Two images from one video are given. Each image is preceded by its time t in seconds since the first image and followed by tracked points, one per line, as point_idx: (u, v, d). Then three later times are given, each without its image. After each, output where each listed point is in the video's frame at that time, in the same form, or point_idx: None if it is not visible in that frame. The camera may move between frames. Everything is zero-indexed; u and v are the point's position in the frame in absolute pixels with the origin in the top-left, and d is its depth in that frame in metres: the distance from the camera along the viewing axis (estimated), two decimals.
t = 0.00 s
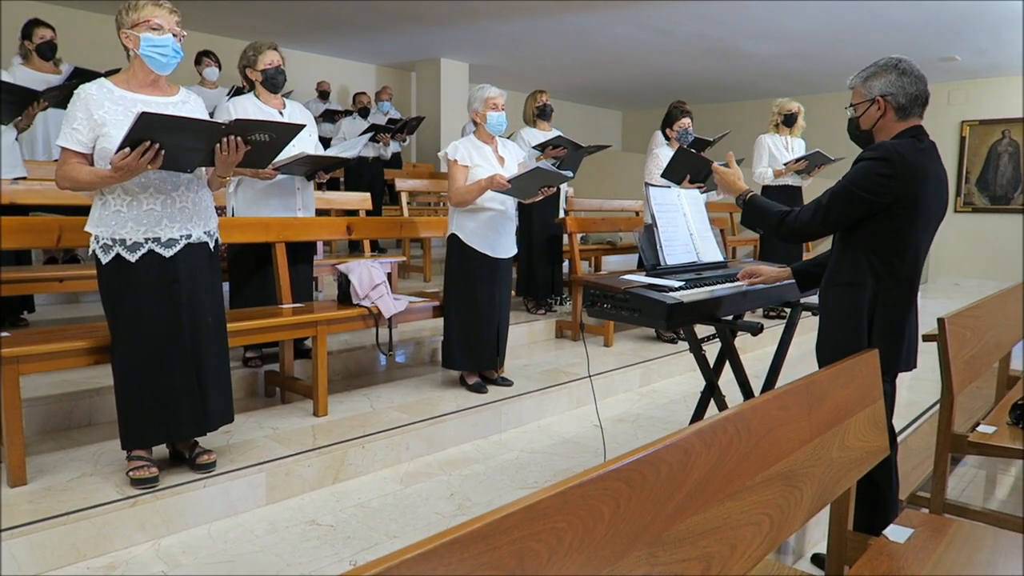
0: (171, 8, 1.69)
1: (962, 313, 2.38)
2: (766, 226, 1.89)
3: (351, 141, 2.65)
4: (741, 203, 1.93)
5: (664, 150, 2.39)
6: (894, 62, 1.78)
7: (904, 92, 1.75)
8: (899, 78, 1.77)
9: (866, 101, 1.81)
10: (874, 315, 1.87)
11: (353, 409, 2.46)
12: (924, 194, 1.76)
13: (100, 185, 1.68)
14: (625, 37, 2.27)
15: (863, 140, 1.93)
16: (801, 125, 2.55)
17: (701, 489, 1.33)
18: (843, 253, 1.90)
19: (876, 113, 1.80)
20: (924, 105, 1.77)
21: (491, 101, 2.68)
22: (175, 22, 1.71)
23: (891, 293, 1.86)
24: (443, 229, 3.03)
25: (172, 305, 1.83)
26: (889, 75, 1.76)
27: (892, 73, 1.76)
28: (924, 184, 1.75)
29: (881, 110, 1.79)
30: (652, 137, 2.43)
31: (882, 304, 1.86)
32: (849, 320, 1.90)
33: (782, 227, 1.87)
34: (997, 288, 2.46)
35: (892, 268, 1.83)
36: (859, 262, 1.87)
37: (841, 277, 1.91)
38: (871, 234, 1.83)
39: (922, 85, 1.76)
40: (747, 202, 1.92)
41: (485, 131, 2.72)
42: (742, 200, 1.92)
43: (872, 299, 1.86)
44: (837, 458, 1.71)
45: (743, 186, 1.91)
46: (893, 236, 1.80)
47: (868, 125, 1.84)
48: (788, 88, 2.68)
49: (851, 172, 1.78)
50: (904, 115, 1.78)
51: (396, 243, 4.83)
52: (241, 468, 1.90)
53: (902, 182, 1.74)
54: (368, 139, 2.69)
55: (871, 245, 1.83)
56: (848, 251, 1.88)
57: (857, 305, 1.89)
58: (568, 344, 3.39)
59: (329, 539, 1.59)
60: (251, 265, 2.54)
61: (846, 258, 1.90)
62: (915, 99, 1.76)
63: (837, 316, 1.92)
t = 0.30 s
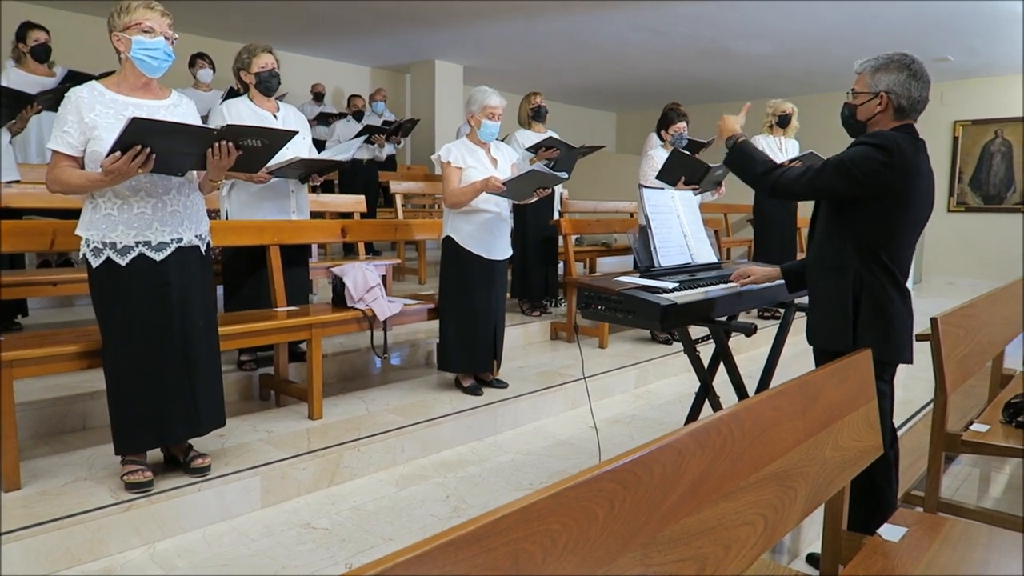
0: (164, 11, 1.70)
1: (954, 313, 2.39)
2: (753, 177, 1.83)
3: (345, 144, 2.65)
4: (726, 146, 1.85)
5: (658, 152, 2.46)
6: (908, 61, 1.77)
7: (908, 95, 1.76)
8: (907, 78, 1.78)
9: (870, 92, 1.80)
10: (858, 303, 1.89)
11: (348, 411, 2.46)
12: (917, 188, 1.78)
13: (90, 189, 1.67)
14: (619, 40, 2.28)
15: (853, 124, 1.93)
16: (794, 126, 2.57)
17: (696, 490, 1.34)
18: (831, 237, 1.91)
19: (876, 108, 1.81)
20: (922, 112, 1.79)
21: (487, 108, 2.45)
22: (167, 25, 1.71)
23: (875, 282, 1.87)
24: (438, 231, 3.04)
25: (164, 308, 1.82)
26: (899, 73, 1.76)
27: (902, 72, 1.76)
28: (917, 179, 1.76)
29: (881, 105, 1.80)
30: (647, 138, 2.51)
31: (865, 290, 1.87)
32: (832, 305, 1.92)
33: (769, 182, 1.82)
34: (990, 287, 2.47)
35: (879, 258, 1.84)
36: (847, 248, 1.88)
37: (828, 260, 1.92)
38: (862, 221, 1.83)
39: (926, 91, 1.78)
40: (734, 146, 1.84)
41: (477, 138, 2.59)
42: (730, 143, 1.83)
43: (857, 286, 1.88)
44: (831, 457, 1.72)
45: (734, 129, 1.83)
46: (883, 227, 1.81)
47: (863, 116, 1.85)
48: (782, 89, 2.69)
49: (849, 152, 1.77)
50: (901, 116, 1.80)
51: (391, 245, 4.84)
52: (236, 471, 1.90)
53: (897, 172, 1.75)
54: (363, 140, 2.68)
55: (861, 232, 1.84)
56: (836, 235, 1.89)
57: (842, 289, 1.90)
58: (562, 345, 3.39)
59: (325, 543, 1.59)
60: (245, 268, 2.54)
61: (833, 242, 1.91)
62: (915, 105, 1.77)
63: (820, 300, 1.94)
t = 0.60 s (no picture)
0: (146, 13, 1.69)
1: (939, 314, 2.41)
2: (746, 165, 1.83)
3: (333, 147, 2.64)
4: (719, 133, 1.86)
5: (648, 155, 2.47)
6: (885, 65, 1.80)
7: (891, 98, 1.78)
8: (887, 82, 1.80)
9: (853, 100, 1.83)
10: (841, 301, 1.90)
11: (337, 416, 2.46)
12: (904, 190, 1.80)
13: (72, 194, 1.64)
14: (605, 44, 2.29)
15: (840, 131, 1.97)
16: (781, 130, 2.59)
17: (683, 491, 1.34)
18: (815, 233, 1.92)
19: (861, 114, 1.83)
20: (906, 113, 1.81)
21: (476, 113, 2.58)
22: (149, 28, 1.71)
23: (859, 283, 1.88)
24: (426, 234, 3.04)
25: (147, 313, 1.82)
26: (879, 78, 1.78)
27: (882, 76, 1.79)
28: (905, 181, 1.78)
29: (866, 111, 1.82)
30: (637, 142, 2.51)
31: (850, 290, 1.89)
32: (814, 300, 1.94)
33: (760, 173, 1.83)
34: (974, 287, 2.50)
35: (865, 258, 1.86)
36: (833, 247, 1.89)
37: (814, 258, 1.93)
38: (848, 219, 1.85)
39: (908, 93, 1.80)
40: (727, 132, 1.85)
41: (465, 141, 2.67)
42: (723, 128, 1.85)
43: (839, 284, 1.89)
44: (817, 458, 1.73)
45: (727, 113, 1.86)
46: (870, 226, 1.82)
47: (851, 124, 1.87)
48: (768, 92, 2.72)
49: (840, 150, 1.78)
50: (886, 119, 1.82)
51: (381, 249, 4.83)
52: (223, 477, 1.88)
53: (886, 172, 1.76)
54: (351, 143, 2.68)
55: (848, 232, 1.85)
56: (821, 233, 1.91)
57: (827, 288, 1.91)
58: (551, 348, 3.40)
59: (313, 547, 1.58)
60: (232, 272, 2.53)
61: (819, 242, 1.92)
62: (899, 106, 1.79)
63: (803, 296, 1.95)
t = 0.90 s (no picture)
0: (135, 13, 1.68)
1: (930, 315, 2.43)
2: (742, 174, 1.85)
3: (327, 149, 2.63)
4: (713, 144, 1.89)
5: (642, 155, 2.48)
6: (873, 68, 1.81)
7: (882, 99, 1.79)
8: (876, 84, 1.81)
9: (844, 105, 1.84)
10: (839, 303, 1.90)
11: (331, 417, 2.45)
12: (900, 192, 1.80)
13: (60, 194, 1.59)
14: (598, 45, 2.29)
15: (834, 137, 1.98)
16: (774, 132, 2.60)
17: (677, 491, 1.34)
18: (811, 236, 1.92)
19: (854, 118, 1.84)
20: (898, 112, 1.82)
21: (470, 115, 2.62)
22: (139, 27, 1.70)
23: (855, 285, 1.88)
24: (420, 234, 3.03)
25: (137, 313, 1.81)
26: (869, 80, 1.79)
27: (871, 79, 1.80)
28: (902, 183, 1.79)
29: (859, 115, 1.83)
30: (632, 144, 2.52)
31: (847, 293, 1.89)
32: (811, 304, 1.94)
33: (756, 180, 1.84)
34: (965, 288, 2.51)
35: (862, 261, 1.86)
36: (830, 250, 1.89)
37: (810, 261, 1.93)
38: (845, 223, 1.85)
39: (897, 93, 1.81)
40: (721, 142, 1.88)
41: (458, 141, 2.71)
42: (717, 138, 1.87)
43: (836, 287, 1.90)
44: (809, 459, 1.73)
45: (721, 123, 1.88)
46: (866, 229, 1.83)
47: (845, 128, 1.88)
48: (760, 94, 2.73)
49: (836, 154, 1.79)
50: (880, 121, 1.82)
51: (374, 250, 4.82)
52: (217, 478, 1.88)
53: (883, 175, 1.77)
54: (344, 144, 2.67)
55: (844, 235, 1.86)
56: (817, 236, 1.91)
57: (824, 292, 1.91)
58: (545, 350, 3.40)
59: (307, 549, 1.58)
60: (225, 273, 2.52)
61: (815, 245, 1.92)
62: (891, 106, 1.80)
63: (799, 300, 1.96)
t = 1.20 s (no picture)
0: (134, 14, 1.68)
1: (931, 315, 2.42)
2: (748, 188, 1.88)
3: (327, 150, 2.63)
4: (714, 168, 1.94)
5: (643, 155, 2.48)
6: (872, 70, 1.81)
7: (882, 100, 1.79)
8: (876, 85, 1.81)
9: (844, 107, 1.84)
10: (845, 307, 1.90)
11: (331, 417, 2.45)
12: (906, 194, 1.80)
13: (60, 194, 1.60)
14: (598, 45, 2.29)
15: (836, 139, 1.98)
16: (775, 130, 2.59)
17: (678, 491, 1.34)
18: (817, 240, 1.92)
19: (854, 119, 1.84)
20: (899, 113, 1.82)
21: (469, 115, 2.63)
22: (138, 28, 1.70)
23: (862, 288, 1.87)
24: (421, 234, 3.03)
25: (137, 314, 1.81)
26: (868, 82, 1.79)
27: (870, 81, 1.79)
28: (907, 184, 1.79)
29: (859, 116, 1.83)
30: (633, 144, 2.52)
31: (854, 297, 1.88)
32: (817, 310, 1.93)
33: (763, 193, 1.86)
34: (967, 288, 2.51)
35: (868, 265, 1.85)
36: (835, 255, 1.89)
37: (816, 267, 1.92)
38: (850, 226, 1.84)
39: (897, 93, 1.81)
40: (721, 165, 1.93)
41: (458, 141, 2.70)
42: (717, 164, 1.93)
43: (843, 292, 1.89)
44: (811, 459, 1.73)
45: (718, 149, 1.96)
46: (872, 233, 1.82)
47: (845, 130, 1.88)
48: (761, 93, 2.73)
49: (840, 158, 1.78)
50: (880, 122, 1.82)
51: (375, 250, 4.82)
52: (217, 478, 1.88)
53: (888, 178, 1.76)
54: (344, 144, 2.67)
55: (850, 239, 1.85)
56: (823, 241, 1.90)
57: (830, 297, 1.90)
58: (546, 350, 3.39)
59: (308, 549, 1.57)
60: (226, 273, 2.52)
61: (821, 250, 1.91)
62: (891, 107, 1.80)
63: (805, 306, 1.95)
